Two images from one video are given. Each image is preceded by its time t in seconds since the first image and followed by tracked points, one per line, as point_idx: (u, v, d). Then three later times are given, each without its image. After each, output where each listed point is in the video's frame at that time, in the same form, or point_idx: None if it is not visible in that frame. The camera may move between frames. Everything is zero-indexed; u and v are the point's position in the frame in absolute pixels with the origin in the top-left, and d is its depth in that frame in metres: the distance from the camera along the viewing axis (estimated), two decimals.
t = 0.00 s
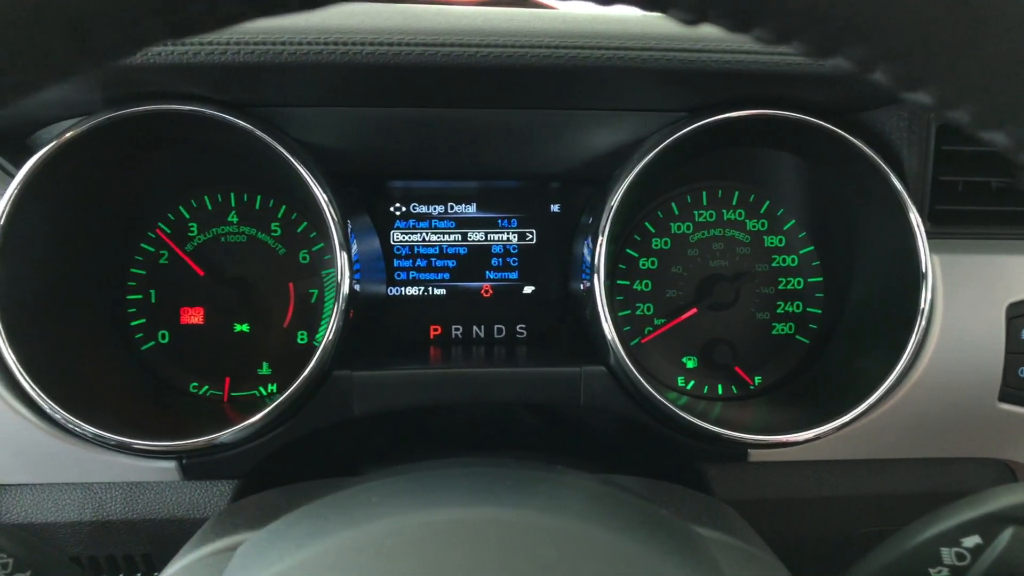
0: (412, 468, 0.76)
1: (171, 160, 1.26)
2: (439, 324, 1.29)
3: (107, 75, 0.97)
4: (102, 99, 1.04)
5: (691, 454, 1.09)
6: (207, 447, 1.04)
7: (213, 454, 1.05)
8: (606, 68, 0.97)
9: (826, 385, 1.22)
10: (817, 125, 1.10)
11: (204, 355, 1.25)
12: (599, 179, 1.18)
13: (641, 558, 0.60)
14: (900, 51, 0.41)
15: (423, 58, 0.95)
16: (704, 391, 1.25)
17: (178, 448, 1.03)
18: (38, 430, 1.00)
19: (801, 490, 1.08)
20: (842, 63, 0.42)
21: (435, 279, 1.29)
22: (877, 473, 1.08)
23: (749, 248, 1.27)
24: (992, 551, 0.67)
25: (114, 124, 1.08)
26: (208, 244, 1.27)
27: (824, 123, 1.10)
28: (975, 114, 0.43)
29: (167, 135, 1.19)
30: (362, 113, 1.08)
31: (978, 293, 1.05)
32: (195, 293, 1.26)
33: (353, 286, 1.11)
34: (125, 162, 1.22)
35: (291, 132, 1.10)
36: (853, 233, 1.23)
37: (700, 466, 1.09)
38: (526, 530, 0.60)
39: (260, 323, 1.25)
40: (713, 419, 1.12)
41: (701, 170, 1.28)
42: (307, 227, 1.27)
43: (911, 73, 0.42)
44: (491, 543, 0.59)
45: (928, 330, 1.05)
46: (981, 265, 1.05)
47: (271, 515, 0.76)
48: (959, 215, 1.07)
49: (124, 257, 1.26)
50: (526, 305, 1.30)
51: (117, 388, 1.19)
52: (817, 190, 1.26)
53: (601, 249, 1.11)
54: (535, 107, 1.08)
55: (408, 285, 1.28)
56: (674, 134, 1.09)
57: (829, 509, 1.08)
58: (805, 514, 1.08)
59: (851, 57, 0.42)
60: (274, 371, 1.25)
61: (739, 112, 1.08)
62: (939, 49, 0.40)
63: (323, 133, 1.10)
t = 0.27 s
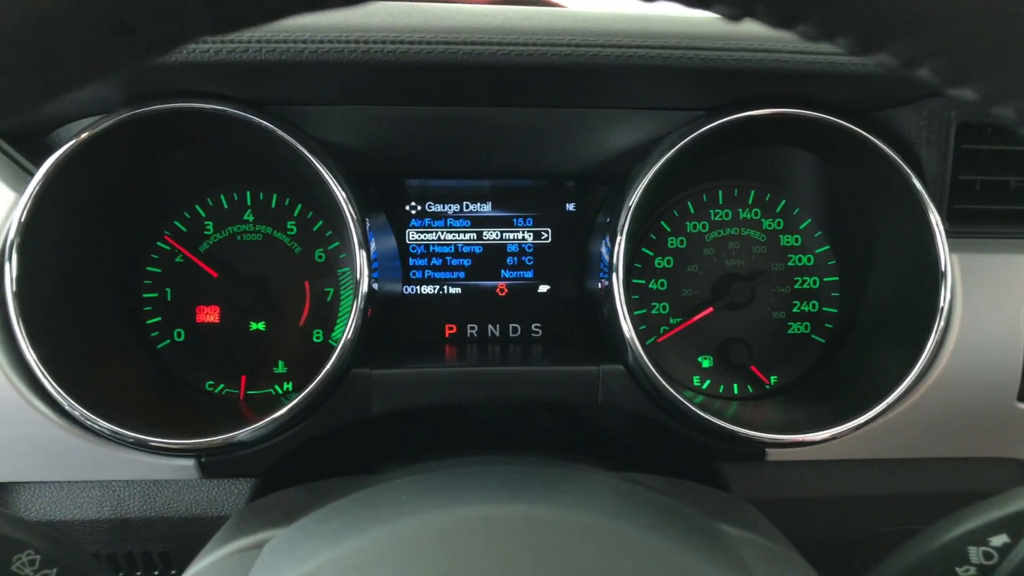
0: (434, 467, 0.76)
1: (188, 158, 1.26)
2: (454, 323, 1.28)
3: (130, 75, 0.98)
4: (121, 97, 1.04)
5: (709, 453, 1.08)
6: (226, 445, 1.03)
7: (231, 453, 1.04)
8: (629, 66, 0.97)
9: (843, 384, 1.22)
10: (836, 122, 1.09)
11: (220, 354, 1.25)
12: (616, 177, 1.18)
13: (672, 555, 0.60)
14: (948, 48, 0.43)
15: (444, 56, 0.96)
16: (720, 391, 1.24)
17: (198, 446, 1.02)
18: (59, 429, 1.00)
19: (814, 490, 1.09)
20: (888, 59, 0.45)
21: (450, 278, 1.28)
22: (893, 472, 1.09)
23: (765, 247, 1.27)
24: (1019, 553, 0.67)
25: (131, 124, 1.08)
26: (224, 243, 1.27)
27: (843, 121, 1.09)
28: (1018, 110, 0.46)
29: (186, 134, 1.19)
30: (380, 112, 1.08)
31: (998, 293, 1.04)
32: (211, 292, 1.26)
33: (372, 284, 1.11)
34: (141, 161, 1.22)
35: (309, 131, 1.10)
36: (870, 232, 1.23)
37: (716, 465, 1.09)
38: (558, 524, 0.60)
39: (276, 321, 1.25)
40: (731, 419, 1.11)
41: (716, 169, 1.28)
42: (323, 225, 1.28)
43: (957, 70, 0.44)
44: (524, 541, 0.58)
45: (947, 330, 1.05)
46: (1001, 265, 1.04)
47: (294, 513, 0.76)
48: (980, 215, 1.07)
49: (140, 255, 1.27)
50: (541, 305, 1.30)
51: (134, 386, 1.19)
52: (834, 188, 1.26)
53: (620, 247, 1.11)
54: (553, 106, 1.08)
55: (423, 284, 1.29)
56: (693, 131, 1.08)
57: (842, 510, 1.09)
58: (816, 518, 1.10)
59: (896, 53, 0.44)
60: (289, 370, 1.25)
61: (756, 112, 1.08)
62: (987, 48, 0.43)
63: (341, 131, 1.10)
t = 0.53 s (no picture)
0: (460, 467, 0.76)
1: (208, 158, 1.26)
2: (471, 322, 1.28)
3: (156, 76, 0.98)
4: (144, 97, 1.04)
5: (729, 453, 1.09)
6: (248, 444, 1.04)
7: (253, 451, 1.05)
8: (652, 66, 0.97)
9: (862, 384, 1.22)
10: (858, 122, 1.09)
11: (239, 352, 1.26)
12: (636, 177, 1.18)
13: (708, 553, 0.60)
14: (998, 47, 0.45)
15: (469, 56, 0.96)
16: (738, 391, 1.25)
17: (222, 445, 1.03)
18: (82, 426, 1.00)
19: (835, 489, 1.09)
20: (938, 57, 0.46)
21: (468, 278, 1.28)
22: (914, 473, 1.09)
23: (783, 247, 1.27)
24: None
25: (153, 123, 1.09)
26: (243, 242, 1.27)
27: (863, 121, 1.09)
28: None
29: (207, 134, 1.20)
30: (401, 112, 1.08)
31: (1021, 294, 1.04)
32: (229, 291, 1.26)
33: (394, 283, 1.11)
34: (161, 160, 1.22)
35: (332, 131, 1.10)
36: (890, 233, 1.24)
37: (737, 465, 1.09)
38: (595, 520, 0.60)
39: (296, 320, 1.26)
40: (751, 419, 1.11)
41: (735, 169, 1.28)
42: (341, 224, 1.28)
43: (1007, 70, 0.45)
44: (561, 539, 0.58)
45: (968, 333, 1.05)
46: None
47: (321, 512, 0.77)
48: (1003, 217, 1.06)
49: (159, 254, 1.27)
50: (559, 305, 1.30)
51: (154, 385, 1.20)
52: (852, 189, 1.26)
53: (642, 246, 1.11)
54: (574, 105, 1.08)
55: (441, 284, 1.28)
56: (717, 130, 1.08)
57: (864, 509, 1.10)
58: (837, 518, 1.10)
59: (948, 51, 0.45)
60: (308, 369, 1.25)
61: (777, 112, 1.08)
62: None
63: (363, 131, 1.10)
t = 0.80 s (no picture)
0: (488, 467, 0.76)
1: (229, 157, 1.26)
2: (491, 321, 1.28)
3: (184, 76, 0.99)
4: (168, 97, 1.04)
5: (752, 454, 1.09)
6: (270, 443, 1.04)
7: (275, 450, 1.05)
8: (678, 65, 0.97)
9: (883, 385, 1.22)
10: (881, 122, 1.08)
11: (258, 351, 1.26)
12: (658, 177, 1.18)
13: (750, 551, 0.60)
14: None
15: (496, 55, 0.96)
16: (758, 391, 1.25)
17: (245, 443, 1.03)
18: (106, 424, 1.00)
19: (857, 489, 1.09)
20: (992, 56, 0.46)
21: (487, 277, 1.28)
22: (937, 473, 1.09)
23: (803, 247, 1.27)
24: None
25: (176, 122, 1.09)
26: (263, 240, 1.28)
27: (886, 121, 1.08)
28: None
29: (230, 133, 1.20)
30: (424, 112, 1.08)
31: None
32: (250, 290, 1.26)
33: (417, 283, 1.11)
34: (183, 159, 1.22)
35: (356, 130, 1.10)
36: (911, 233, 1.24)
37: (759, 465, 1.09)
38: (632, 517, 0.61)
39: (315, 319, 1.26)
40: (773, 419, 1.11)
41: (755, 169, 1.27)
42: (361, 224, 1.28)
43: None
44: (600, 538, 0.58)
45: (993, 333, 1.05)
46: None
47: (351, 510, 0.77)
48: None
49: (179, 253, 1.27)
50: (578, 305, 1.29)
51: (175, 384, 1.20)
52: (873, 189, 1.26)
53: (665, 245, 1.11)
54: (598, 105, 1.08)
55: (460, 283, 1.28)
56: (740, 130, 1.08)
57: (885, 509, 1.10)
58: (859, 517, 1.10)
59: (1003, 50, 0.45)
60: (328, 368, 1.25)
61: (799, 112, 1.08)
62: None
63: (386, 131, 1.10)
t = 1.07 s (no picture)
0: (516, 465, 0.76)
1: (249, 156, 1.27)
2: (510, 320, 1.28)
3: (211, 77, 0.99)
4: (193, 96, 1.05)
5: (773, 454, 1.09)
6: (294, 442, 1.04)
7: (297, 449, 1.05)
8: (702, 63, 0.96)
9: (904, 385, 1.22)
10: (904, 122, 1.09)
11: (279, 350, 1.26)
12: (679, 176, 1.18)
13: (791, 549, 0.60)
14: None
15: (522, 53, 0.95)
16: (778, 391, 1.24)
17: (269, 441, 1.03)
18: (130, 421, 1.00)
19: (880, 489, 1.09)
20: None
21: (506, 276, 1.28)
22: (960, 474, 1.09)
23: (823, 246, 1.26)
24: None
25: (200, 120, 1.10)
26: (283, 239, 1.28)
27: (912, 121, 1.09)
28: None
29: (251, 133, 1.20)
30: (446, 111, 1.08)
31: None
32: (271, 288, 1.26)
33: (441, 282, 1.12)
34: (204, 158, 1.23)
35: (379, 130, 1.10)
36: (933, 233, 1.23)
37: (781, 465, 1.09)
38: (670, 514, 0.61)
39: (336, 318, 1.26)
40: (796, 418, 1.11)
41: (775, 168, 1.27)
42: (380, 223, 1.29)
43: None
44: (640, 536, 0.58)
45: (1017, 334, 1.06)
46: None
47: (380, 507, 0.77)
48: None
49: (200, 252, 1.27)
50: (597, 305, 1.29)
51: (196, 382, 1.20)
52: (893, 189, 1.26)
53: (689, 245, 1.11)
54: (621, 104, 1.08)
55: (479, 281, 1.27)
56: (763, 130, 1.08)
57: (908, 509, 1.10)
58: (881, 517, 1.10)
59: None
60: (347, 366, 1.25)
61: (822, 111, 1.08)
62: None
63: (408, 130, 1.10)
